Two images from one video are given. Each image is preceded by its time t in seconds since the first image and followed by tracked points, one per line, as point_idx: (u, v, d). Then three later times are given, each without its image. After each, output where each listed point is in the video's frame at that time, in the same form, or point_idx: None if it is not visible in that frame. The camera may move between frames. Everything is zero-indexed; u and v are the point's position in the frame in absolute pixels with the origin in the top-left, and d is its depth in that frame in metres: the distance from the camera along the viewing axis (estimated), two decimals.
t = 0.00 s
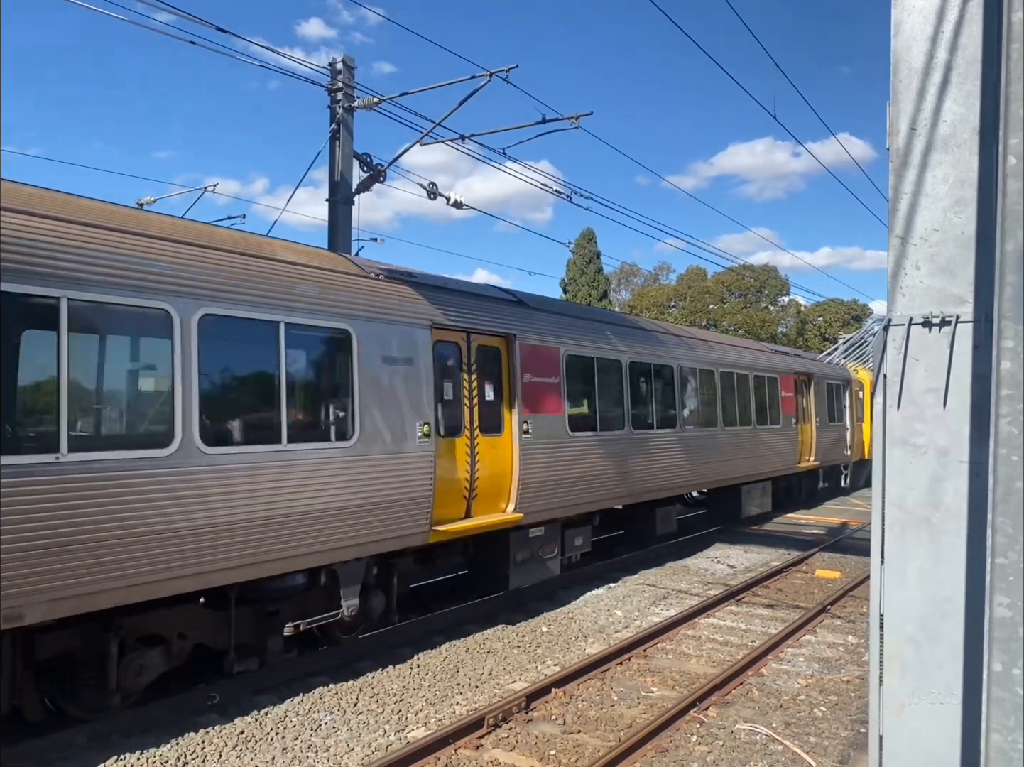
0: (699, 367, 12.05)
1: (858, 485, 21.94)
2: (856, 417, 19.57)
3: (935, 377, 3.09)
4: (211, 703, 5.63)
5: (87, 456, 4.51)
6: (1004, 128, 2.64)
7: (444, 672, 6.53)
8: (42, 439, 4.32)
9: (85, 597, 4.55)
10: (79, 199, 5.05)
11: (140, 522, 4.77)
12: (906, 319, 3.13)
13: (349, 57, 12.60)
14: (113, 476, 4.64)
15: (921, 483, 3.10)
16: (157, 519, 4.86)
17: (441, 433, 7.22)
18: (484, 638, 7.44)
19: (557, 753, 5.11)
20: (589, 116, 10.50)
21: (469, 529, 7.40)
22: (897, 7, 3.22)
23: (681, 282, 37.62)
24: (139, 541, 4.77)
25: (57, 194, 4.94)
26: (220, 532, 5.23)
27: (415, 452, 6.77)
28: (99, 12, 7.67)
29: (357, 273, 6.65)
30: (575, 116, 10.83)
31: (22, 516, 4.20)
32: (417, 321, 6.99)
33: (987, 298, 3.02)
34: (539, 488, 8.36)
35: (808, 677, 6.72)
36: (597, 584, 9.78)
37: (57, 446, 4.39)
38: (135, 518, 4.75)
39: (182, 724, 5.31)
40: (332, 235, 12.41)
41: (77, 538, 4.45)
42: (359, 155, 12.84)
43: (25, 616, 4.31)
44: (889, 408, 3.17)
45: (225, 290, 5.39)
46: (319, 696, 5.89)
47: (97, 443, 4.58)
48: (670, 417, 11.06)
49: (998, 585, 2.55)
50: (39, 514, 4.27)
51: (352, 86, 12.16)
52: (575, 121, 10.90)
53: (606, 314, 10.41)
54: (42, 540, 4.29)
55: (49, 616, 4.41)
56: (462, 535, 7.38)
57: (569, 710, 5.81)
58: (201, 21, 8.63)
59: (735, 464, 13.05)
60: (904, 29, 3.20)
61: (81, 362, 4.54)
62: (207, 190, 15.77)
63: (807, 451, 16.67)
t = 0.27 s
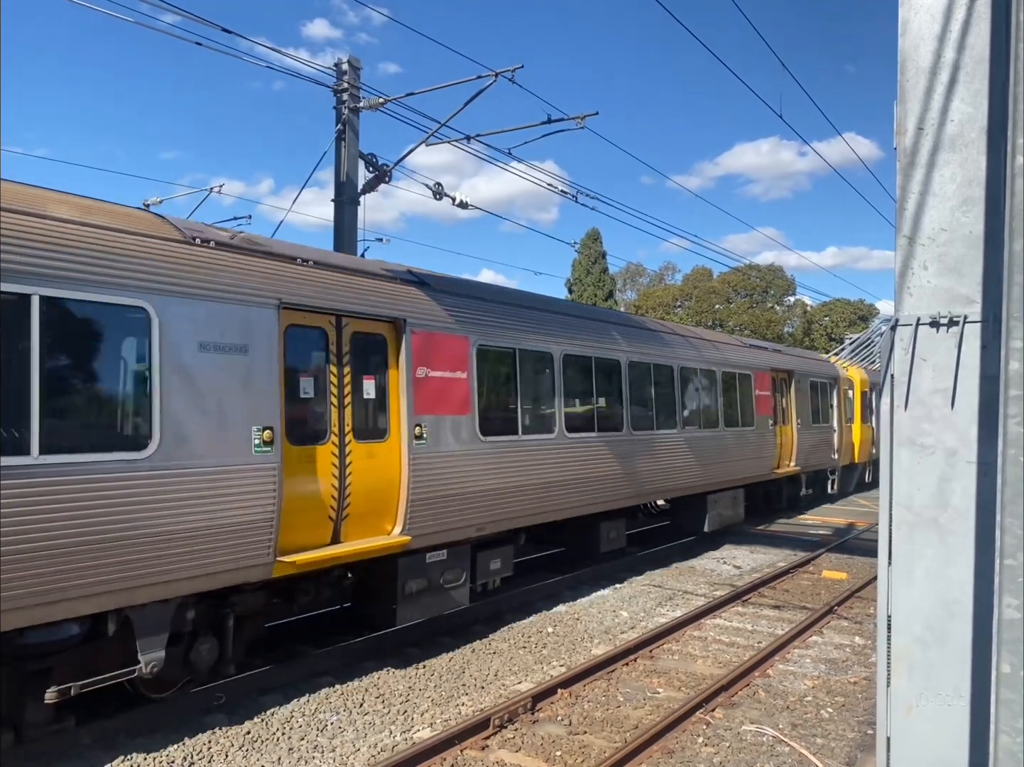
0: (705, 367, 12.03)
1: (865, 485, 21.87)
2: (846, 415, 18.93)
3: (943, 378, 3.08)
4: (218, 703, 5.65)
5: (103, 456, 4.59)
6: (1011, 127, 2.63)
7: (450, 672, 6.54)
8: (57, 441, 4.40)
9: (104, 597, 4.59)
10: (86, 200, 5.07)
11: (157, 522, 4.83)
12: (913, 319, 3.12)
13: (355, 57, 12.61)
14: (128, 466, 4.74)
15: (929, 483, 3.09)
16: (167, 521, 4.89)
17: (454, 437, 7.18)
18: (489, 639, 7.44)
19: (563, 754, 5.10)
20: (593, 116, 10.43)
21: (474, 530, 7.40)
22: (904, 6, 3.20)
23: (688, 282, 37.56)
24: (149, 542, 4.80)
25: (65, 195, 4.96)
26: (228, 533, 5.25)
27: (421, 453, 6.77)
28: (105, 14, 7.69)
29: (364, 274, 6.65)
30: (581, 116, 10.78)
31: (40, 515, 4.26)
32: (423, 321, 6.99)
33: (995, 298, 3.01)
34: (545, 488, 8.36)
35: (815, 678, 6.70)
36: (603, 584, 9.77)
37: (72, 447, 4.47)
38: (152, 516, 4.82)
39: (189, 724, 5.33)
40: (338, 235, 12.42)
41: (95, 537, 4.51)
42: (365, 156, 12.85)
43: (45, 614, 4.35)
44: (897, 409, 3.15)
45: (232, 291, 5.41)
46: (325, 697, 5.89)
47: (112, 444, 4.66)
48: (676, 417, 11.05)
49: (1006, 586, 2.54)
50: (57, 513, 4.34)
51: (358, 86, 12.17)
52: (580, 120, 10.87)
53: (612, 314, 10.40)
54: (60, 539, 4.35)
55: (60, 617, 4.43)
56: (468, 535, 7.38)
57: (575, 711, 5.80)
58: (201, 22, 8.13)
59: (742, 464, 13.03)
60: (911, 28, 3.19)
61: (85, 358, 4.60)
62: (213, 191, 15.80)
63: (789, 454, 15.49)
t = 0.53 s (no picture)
0: (710, 367, 12.01)
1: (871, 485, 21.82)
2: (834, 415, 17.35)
3: (950, 377, 3.07)
4: (224, 702, 5.66)
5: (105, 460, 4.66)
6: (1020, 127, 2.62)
7: (455, 672, 6.54)
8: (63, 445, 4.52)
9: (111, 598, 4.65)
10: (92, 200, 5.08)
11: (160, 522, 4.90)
12: (921, 318, 3.10)
13: (360, 57, 12.62)
14: (114, 465, 4.74)
15: (935, 484, 3.08)
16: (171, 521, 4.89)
17: (463, 436, 7.19)
18: (495, 639, 7.44)
19: (568, 754, 5.10)
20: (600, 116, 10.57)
21: (480, 529, 7.39)
22: (911, 4, 3.19)
23: (693, 282, 37.51)
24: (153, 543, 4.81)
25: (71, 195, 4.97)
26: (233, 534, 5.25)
27: (426, 453, 6.77)
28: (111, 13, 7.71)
29: (369, 273, 6.66)
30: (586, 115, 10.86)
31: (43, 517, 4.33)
32: (428, 321, 7.00)
33: (1003, 297, 2.99)
34: (550, 488, 8.35)
35: (821, 678, 6.68)
36: (609, 584, 9.76)
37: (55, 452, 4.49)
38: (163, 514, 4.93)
39: (195, 723, 5.34)
40: (343, 235, 12.43)
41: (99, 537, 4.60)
42: (370, 156, 12.86)
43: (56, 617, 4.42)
44: (903, 408, 3.14)
45: (238, 291, 5.42)
46: (331, 696, 5.90)
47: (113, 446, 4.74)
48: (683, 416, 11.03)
49: (1014, 586, 2.53)
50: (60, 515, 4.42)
51: (363, 86, 12.18)
52: (586, 120, 10.92)
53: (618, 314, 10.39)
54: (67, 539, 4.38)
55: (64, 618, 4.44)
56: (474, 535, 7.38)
57: (580, 710, 5.80)
58: (207, 22, 8.52)
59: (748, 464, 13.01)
60: (918, 26, 3.17)
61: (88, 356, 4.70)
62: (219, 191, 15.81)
63: (763, 459, 13.82)
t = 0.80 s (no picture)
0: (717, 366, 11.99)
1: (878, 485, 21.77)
2: (816, 414, 15.92)
3: (957, 376, 3.06)
4: (231, 701, 5.67)
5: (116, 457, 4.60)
6: None
7: (461, 671, 6.55)
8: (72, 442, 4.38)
9: (118, 598, 4.61)
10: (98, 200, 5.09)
11: (171, 523, 4.86)
12: (928, 317, 3.10)
13: (365, 57, 12.63)
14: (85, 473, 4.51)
15: (943, 483, 3.07)
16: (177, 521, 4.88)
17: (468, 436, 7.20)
18: (501, 638, 7.44)
19: (574, 753, 5.10)
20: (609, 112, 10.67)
21: (485, 529, 7.39)
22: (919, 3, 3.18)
23: (699, 281, 37.47)
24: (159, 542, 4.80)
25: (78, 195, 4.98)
26: (239, 533, 5.24)
27: (432, 452, 6.77)
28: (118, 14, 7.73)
29: (375, 273, 6.67)
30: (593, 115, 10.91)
31: (52, 516, 4.26)
32: (434, 320, 7.00)
33: (1011, 296, 2.98)
34: (556, 488, 8.35)
35: (828, 678, 6.66)
36: (615, 584, 9.75)
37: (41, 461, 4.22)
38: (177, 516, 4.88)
39: (202, 721, 5.36)
40: (349, 235, 12.45)
41: (110, 538, 4.54)
42: (376, 156, 12.88)
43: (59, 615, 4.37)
44: (911, 408, 3.13)
45: (244, 291, 5.43)
46: (337, 695, 5.91)
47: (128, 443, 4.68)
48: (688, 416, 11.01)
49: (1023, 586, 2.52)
50: (69, 514, 4.34)
51: (369, 86, 12.20)
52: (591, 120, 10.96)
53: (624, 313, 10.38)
54: (74, 538, 4.37)
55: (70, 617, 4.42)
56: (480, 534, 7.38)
57: (586, 710, 5.79)
58: (213, 22, 8.73)
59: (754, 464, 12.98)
60: (926, 25, 3.16)
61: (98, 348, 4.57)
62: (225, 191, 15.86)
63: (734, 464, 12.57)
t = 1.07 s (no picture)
0: (722, 366, 12.01)
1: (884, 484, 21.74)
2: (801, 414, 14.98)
3: (965, 375, 3.05)
4: (236, 700, 5.67)
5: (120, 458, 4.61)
6: None
7: (466, 670, 6.55)
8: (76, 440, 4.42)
9: (120, 599, 4.61)
10: (103, 199, 5.09)
11: (174, 524, 4.86)
12: (935, 316, 3.09)
13: (370, 57, 12.65)
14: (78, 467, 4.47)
15: (950, 483, 3.06)
16: (179, 522, 4.88)
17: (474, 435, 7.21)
18: (506, 637, 7.44)
19: (580, 753, 5.10)
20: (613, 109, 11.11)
21: (489, 528, 7.39)
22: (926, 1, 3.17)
23: (704, 281, 37.42)
24: (163, 542, 4.80)
25: (83, 195, 4.99)
26: (242, 533, 5.24)
27: (437, 452, 6.78)
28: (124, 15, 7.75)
29: (381, 272, 6.68)
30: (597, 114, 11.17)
31: (54, 516, 4.26)
32: (439, 318, 7.00)
33: (1019, 295, 2.96)
34: (561, 488, 8.34)
35: (834, 678, 6.65)
36: (620, 583, 9.74)
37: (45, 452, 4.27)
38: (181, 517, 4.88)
39: (208, 721, 5.36)
40: (354, 235, 12.47)
41: (113, 538, 4.54)
42: (381, 156, 12.89)
43: (60, 615, 4.37)
44: (918, 407, 3.13)
45: (250, 291, 5.44)
46: (343, 694, 5.92)
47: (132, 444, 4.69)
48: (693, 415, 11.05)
49: None
50: (72, 514, 4.34)
51: (374, 86, 12.22)
52: (593, 117, 11.19)
53: (630, 312, 10.38)
54: (78, 538, 4.37)
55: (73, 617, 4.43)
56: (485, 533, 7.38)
57: (591, 710, 5.79)
58: (219, 22, 9.10)
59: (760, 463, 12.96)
60: (933, 22, 3.16)
61: (101, 354, 4.60)
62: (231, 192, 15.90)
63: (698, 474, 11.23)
